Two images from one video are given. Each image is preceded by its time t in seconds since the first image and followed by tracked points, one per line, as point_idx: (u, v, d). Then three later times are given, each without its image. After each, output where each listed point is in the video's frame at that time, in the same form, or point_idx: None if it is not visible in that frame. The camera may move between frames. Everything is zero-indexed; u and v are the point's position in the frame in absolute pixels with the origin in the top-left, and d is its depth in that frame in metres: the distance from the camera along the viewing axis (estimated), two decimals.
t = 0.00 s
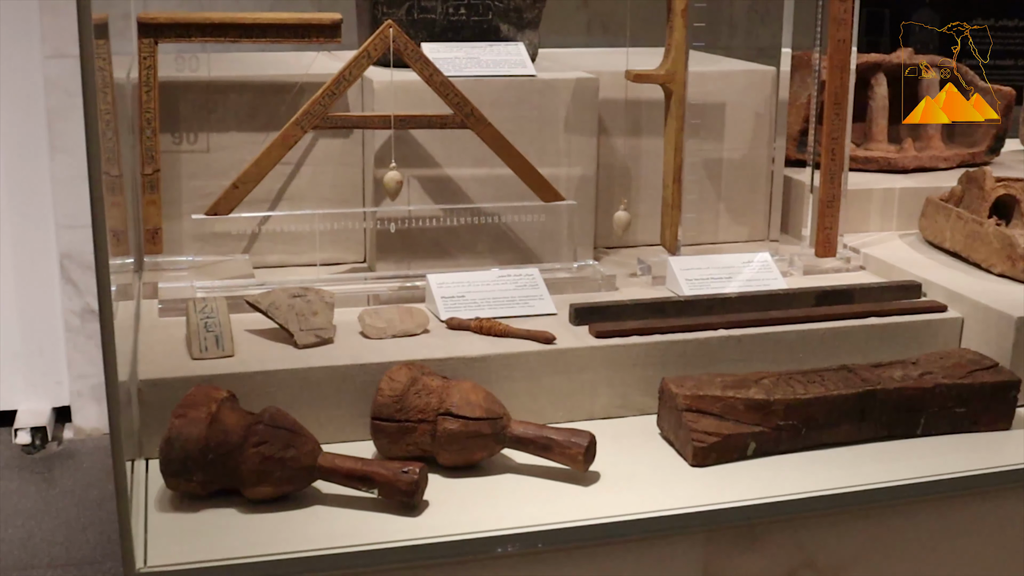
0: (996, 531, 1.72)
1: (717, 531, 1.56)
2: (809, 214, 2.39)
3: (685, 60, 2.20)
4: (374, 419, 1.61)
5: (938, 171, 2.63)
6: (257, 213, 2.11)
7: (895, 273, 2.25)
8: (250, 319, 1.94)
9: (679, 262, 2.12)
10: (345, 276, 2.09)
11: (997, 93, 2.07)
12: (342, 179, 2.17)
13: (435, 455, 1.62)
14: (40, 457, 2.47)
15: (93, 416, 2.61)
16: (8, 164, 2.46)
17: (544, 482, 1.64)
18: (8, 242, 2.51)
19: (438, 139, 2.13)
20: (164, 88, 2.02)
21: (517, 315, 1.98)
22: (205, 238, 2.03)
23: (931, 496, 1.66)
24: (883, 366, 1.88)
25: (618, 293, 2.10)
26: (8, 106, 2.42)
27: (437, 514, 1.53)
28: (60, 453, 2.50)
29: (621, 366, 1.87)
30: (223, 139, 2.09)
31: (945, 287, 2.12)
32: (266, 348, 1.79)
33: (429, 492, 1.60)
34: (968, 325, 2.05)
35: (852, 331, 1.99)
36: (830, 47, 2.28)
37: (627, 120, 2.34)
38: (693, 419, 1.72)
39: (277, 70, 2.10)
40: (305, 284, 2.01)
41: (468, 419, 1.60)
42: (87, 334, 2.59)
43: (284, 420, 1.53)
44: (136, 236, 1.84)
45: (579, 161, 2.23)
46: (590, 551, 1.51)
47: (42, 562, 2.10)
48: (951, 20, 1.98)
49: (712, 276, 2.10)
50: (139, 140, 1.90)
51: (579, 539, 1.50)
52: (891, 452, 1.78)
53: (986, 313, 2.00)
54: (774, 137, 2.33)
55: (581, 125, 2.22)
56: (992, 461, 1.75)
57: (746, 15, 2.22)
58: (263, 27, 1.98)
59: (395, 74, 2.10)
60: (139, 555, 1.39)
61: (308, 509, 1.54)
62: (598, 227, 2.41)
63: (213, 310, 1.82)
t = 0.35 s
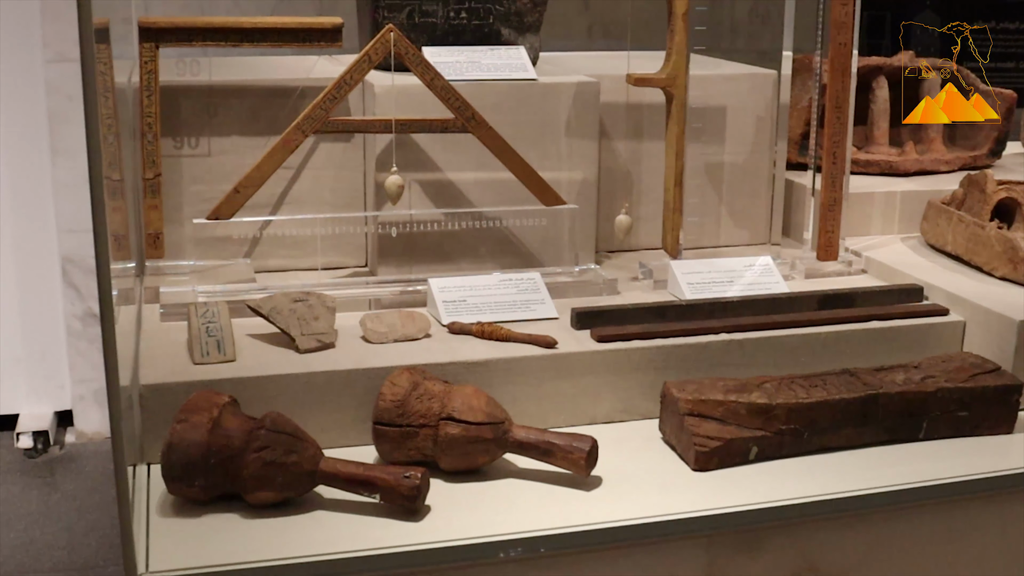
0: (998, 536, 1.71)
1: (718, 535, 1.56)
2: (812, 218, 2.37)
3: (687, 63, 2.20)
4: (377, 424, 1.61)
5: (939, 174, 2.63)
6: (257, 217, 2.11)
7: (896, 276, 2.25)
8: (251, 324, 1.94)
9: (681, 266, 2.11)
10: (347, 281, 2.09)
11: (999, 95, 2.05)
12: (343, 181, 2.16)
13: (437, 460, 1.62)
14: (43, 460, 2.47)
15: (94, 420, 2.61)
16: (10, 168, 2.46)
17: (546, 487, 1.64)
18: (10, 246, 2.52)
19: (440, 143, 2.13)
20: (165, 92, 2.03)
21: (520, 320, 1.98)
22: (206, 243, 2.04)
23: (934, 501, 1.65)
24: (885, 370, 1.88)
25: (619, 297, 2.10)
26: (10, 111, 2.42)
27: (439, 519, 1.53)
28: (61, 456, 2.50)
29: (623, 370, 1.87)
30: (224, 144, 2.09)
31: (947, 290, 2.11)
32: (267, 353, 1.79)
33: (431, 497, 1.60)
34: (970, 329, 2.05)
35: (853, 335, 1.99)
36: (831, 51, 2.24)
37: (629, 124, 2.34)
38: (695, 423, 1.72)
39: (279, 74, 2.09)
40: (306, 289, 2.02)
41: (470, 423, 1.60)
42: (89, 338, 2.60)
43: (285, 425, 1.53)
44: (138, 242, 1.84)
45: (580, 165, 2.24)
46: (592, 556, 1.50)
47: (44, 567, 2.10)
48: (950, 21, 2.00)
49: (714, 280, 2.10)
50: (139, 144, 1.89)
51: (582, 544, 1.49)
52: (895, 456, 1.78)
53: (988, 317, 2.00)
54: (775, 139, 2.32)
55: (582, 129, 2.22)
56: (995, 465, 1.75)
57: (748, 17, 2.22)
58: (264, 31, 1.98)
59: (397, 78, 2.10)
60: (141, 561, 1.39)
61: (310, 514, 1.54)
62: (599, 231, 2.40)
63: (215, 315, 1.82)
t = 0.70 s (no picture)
0: (1003, 546, 1.71)
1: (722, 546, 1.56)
2: (813, 226, 2.38)
3: (688, 74, 2.20)
4: (379, 435, 1.61)
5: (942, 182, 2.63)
6: (260, 227, 2.11)
7: (898, 284, 2.25)
8: (254, 334, 1.94)
9: (684, 276, 2.11)
10: (350, 290, 2.10)
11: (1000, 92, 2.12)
12: (346, 193, 2.18)
13: (440, 471, 1.62)
14: (45, 471, 2.43)
15: (96, 428, 2.61)
16: (14, 177, 2.46)
17: (548, 498, 1.63)
18: (14, 255, 2.52)
19: (443, 152, 2.13)
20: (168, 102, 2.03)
21: (522, 330, 1.98)
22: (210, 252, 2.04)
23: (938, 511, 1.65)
24: (888, 380, 1.88)
25: (622, 306, 2.10)
26: (13, 120, 2.42)
27: (441, 530, 1.53)
28: (64, 465, 2.48)
29: (626, 380, 1.87)
30: (227, 153, 2.09)
31: (950, 299, 2.11)
32: (270, 364, 1.79)
33: (433, 508, 1.59)
34: (974, 337, 2.04)
35: (856, 344, 1.98)
36: (834, 59, 2.23)
37: (631, 133, 2.34)
38: (698, 433, 1.72)
39: (282, 84, 2.10)
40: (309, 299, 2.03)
41: (472, 434, 1.60)
42: (93, 347, 2.61)
43: (287, 436, 1.53)
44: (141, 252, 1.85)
45: (584, 174, 2.23)
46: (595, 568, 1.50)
47: None
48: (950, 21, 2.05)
49: (716, 289, 2.10)
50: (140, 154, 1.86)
51: (584, 555, 1.49)
52: (898, 466, 1.78)
53: (991, 326, 2.00)
54: (778, 147, 2.31)
55: (586, 138, 2.21)
56: (1000, 475, 1.74)
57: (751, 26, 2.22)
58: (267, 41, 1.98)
59: (399, 88, 2.11)
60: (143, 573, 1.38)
61: (313, 525, 1.53)
62: (603, 239, 2.41)
63: (217, 324, 1.83)
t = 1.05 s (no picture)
0: (1003, 560, 1.70)
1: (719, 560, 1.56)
2: (813, 239, 2.37)
3: (688, 86, 2.20)
4: (378, 449, 1.60)
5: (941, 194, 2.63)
6: (259, 241, 2.11)
7: (898, 297, 2.25)
8: (254, 348, 1.94)
9: (683, 289, 2.11)
10: (349, 304, 2.10)
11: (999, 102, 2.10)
12: (345, 207, 2.17)
13: (439, 486, 1.61)
14: (44, 484, 2.42)
15: (97, 441, 2.59)
16: (14, 189, 2.47)
17: (548, 512, 1.63)
18: (14, 268, 2.53)
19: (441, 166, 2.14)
20: (167, 116, 2.03)
21: (522, 344, 1.98)
22: (209, 266, 2.04)
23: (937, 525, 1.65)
24: (888, 393, 1.87)
25: (622, 319, 2.10)
26: (13, 133, 2.43)
27: (440, 546, 1.53)
28: (64, 478, 2.46)
29: (625, 394, 1.87)
30: (227, 167, 2.09)
31: (949, 312, 2.11)
32: (269, 378, 1.79)
33: (432, 523, 1.59)
34: (973, 350, 2.04)
35: (856, 358, 1.98)
36: (834, 71, 2.24)
37: (631, 146, 2.34)
38: (698, 447, 1.71)
39: (282, 97, 2.10)
40: (309, 313, 2.03)
41: (471, 449, 1.60)
42: (92, 360, 2.61)
43: (287, 452, 1.53)
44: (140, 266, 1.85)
45: (582, 188, 2.23)
46: None
47: None
48: (950, 21, 2.02)
49: (716, 303, 2.10)
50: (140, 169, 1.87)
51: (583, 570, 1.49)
52: (898, 480, 1.77)
53: (991, 338, 2.00)
54: (777, 159, 2.31)
55: (584, 152, 2.21)
56: (999, 488, 1.74)
57: (749, 39, 2.23)
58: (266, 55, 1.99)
59: (399, 101, 2.11)
60: None
61: (311, 540, 1.53)
62: (602, 252, 2.41)
63: (216, 339, 1.83)
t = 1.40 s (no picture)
0: None
1: None
2: (813, 254, 2.37)
3: (687, 101, 2.19)
4: (378, 467, 1.60)
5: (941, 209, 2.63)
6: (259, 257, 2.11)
7: (898, 312, 2.25)
8: (253, 364, 1.94)
9: (684, 304, 2.11)
10: (349, 320, 2.10)
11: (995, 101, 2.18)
12: (345, 221, 2.17)
13: (438, 503, 1.61)
14: (44, 497, 2.41)
15: (96, 456, 2.63)
16: (14, 204, 2.47)
17: (547, 530, 1.63)
18: (13, 283, 2.53)
19: (440, 181, 2.13)
20: (167, 132, 2.04)
21: (522, 360, 1.97)
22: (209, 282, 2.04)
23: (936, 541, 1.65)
24: (889, 409, 1.87)
25: (622, 335, 2.10)
26: (13, 148, 2.44)
27: (440, 564, 1.52)
28: (65, 492, 2.45)
29: (625, 410, 1.86)
30: (226, 182, 2.09)
31: (950, 327, 2.11)
32: (269, 395, 1.79)
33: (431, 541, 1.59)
34: (973, 366, 2.04)
35: (856, 373, 1.98)
36: (833, 86, 2.24)
37: (630, 161, 2.34)
38: (698, 464, 1.71)
39: (282, 113, 2.10)
40: (308, 329, 2.02)
41: (471, 466, 1.59)
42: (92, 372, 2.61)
43: (287, 469, 1.52)
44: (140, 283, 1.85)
45: (582, 203, 2.24)
46: None
47: None
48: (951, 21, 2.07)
49: (716, 318, 2.10)
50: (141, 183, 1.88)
51: None
52: (898, 496, 1.77)
53: (991, 354, 2.00)
54: (776, 175, 2.31)
55: (584, 167, 2.21)
56: (1000, 505, 1.74)
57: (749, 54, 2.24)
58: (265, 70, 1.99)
59: (398, 117, 2.11)
60: None
61: (310, 558, 1.53)
62: (602, 267, 2.41)
63: (216, 356, 1.83)
